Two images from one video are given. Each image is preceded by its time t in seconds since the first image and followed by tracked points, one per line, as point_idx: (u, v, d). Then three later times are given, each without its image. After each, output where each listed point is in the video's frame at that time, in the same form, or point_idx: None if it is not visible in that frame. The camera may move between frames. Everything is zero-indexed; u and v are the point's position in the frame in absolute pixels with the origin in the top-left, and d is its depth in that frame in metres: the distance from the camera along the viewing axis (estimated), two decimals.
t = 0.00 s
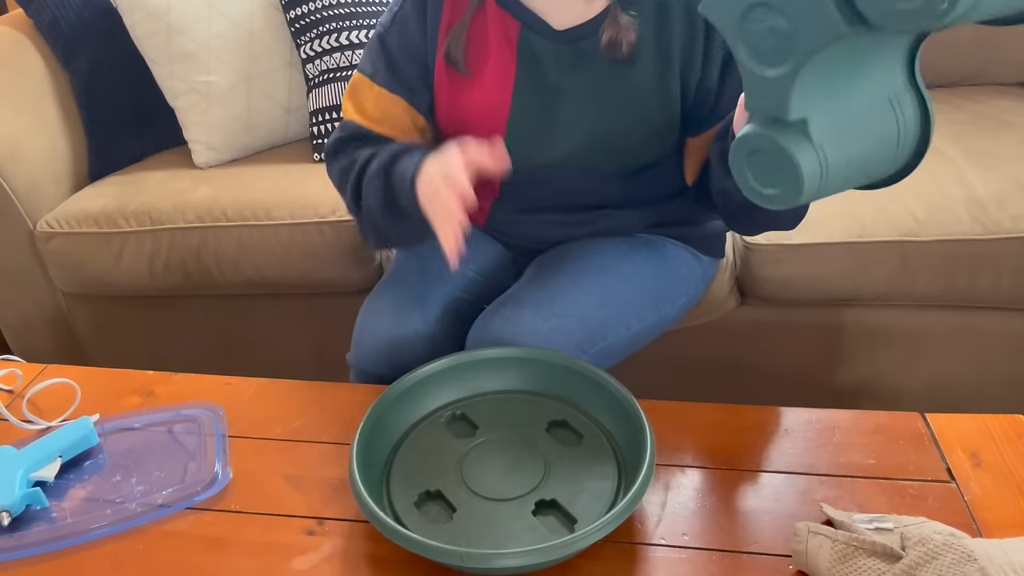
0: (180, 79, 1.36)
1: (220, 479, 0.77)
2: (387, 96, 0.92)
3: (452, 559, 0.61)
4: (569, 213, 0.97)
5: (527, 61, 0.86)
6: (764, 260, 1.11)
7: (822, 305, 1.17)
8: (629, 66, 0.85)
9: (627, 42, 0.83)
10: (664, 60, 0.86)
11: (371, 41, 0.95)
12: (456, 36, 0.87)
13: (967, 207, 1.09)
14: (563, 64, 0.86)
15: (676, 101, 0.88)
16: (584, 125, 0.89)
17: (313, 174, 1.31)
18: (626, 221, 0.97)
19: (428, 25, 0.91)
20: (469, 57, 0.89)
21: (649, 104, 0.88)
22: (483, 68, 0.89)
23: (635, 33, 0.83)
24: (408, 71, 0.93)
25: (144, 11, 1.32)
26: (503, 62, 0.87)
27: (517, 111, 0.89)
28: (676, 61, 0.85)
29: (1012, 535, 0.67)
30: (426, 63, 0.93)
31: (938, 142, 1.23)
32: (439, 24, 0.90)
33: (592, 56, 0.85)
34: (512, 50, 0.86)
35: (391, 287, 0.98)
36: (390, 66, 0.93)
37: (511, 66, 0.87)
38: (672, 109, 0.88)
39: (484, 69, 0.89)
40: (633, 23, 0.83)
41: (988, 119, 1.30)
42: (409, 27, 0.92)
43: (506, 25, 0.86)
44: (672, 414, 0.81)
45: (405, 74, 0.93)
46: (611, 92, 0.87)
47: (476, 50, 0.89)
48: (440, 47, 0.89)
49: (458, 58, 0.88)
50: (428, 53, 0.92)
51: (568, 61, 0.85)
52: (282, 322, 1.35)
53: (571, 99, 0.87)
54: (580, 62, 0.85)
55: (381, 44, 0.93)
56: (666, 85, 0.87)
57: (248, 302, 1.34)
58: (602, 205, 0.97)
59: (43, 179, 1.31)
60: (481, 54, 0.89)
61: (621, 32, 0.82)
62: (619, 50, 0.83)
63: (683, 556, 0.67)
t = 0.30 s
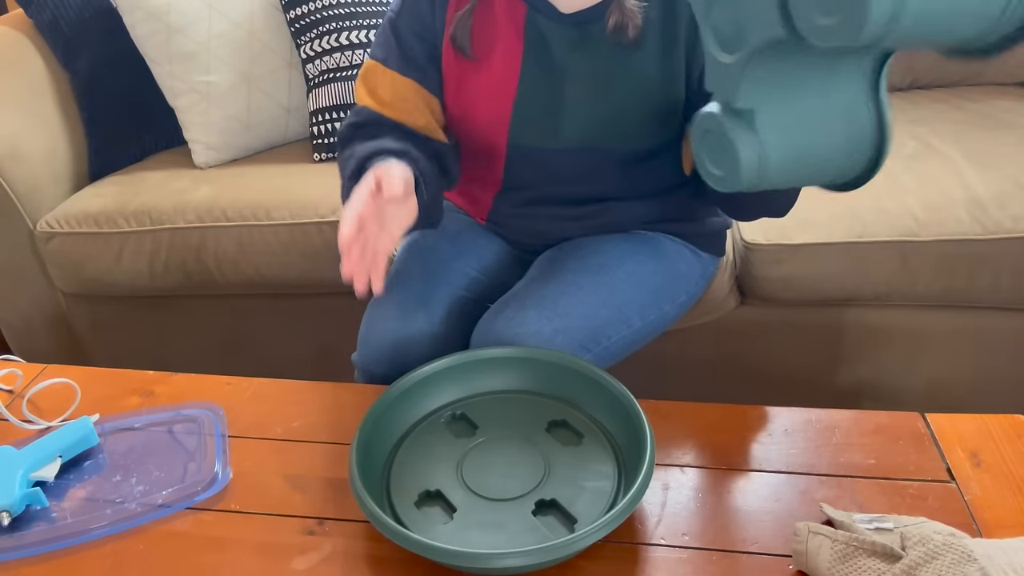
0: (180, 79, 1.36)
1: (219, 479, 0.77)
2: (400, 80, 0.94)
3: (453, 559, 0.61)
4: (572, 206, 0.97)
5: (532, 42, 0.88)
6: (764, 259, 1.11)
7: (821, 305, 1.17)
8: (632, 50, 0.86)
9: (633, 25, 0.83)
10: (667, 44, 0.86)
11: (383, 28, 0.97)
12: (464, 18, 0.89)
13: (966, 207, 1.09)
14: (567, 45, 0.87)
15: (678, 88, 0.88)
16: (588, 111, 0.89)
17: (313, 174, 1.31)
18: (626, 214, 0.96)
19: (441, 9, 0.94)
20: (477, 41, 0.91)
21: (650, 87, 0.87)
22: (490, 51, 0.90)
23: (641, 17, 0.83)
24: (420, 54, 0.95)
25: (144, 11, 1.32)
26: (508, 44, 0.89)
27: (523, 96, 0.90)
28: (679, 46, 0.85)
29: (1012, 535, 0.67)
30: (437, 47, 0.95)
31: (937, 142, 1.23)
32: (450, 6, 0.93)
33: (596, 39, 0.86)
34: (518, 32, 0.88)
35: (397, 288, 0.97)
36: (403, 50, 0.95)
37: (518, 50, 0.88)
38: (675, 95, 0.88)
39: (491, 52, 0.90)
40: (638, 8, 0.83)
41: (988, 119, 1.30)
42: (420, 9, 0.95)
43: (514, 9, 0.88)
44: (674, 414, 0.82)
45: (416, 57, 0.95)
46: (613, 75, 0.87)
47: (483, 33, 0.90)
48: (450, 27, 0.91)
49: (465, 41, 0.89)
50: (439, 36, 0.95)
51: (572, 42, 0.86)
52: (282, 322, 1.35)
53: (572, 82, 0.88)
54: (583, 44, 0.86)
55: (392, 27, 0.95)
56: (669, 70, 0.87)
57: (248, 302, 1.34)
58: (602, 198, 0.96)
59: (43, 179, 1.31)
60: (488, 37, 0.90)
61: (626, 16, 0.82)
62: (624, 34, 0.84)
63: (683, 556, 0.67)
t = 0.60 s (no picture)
0: (180, 79, 1.36)
1: (219, 479, 0.77)
2: (398, 87, 0.96)
3: (453, 559, 0.61)
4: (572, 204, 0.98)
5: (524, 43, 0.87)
6: (764, 259, 1.11)
7: (821, 305, 1.17)
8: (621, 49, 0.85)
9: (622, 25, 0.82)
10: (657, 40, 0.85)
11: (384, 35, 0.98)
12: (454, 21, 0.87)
13: (966, 207, 1.09)
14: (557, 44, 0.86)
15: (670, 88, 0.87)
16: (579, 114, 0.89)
17: (313, 175, 1.31)
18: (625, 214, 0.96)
19: (434, 11, 0.95)
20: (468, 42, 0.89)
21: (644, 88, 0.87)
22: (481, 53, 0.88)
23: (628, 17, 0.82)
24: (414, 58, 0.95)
25: (144, 11, 1.32)
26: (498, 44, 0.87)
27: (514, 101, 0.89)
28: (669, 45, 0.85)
29: (1012, 535, 0.67)
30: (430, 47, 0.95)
31: (937, 142, 1.23)
32: (440, 8, 0.93)
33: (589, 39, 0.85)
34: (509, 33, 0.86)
35: (390, 285, 0.99)
36: (398, 55, 0.96)
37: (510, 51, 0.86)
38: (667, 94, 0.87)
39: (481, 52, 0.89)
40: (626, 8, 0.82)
41: (987, 119, 1.30)
42: (416, 13, 0.96)
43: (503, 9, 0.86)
44: (672, 414, 0.82)
45: (410, 60, 0.95)
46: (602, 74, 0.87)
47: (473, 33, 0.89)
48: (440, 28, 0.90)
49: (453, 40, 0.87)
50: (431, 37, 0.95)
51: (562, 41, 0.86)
52: (282, 322, 1.35)
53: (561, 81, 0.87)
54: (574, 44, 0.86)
55: (391, 31, 0.97)
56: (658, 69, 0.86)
57: (249, 302, 1.34)
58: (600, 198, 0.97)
59: (43, 179, 1.31)
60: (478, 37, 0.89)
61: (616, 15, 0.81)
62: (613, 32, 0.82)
63: (682, 556, 0.67)
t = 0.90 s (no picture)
0: (180, 79, 1.36)
1: (219, 479, 0.77)
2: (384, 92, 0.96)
3: (453, 559, 0.61)
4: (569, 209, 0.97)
5: (511, 44, 0.89)
6: (764, 259, 1.11)
7: (821, 305, 1.17)
8: (609, 52, 0.87)
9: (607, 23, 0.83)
10: (643, 39, 0.87)
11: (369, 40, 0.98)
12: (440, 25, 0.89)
13: (966, 207, 1.09)
14: (546, 47, 0.87)
15: (659, 87, 0.89)
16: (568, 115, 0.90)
17: (313, 174, 1.31)
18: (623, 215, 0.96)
19: (419, 14, 0.95)
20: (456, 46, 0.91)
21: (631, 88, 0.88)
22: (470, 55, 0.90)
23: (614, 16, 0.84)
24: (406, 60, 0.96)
25: (144, 11, 1.32)
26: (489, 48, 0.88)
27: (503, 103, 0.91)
28: (655, 45, 0.87)
29: (1012, 535, 0.67)
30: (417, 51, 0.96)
31: (937, 142, 1.23)
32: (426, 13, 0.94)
33: (574, 39, 0.87)
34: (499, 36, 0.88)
35: (389, 287, 0.99)
36: (384, 58, 0.96)
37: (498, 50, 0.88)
38: (657, 91, 0.89)
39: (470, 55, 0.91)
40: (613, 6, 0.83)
41: (988, 119, 1.30)
42: (401, 17, 0.96)
43: (492, 14, 0.88)
44: (672, 414, 0.82)
45: (397, 65, 0.96)
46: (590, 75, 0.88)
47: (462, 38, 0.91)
48: (427, 32, 0.91)
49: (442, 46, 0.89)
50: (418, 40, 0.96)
51: (550, 43, 0.87)
52: (282, 322, 1.35)
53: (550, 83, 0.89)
54: (561, 46, 0.87)
55: (377, 37, 0.97)
56: (646, 68, 0.88)
57: (249, 302, 1.34)
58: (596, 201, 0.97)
59: (43, 179, 1.31)
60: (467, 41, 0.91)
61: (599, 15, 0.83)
62: (599, 31, 0.84)
63: (682, 556, 0.67)
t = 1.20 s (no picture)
0: (180, 79, 1.36)
1: (219, 479, 0.77)
2: (386, 95, 0.95)
3: (453, 558, 0.61)
4: (569, 211, 0.98)
5: (507, 45, 0.88)
6: (764, 259, 1.11)
7: (822, 305, 1.16)
8: (608, 51, 0.86)
9: (596, 24, 0.83)
10: (641, 37, 0.85)
11: (366, 42, 0.98)
12: (437, 27, 0.89)
13: (966, 207, 1.09)
14: (542, 47, 0.86)
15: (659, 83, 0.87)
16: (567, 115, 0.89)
17: (313, 175, 1.31)
18: (623, 216, 0.97)
19: (415, 15, 0.94)
20: (452, 46, 0.91)
21: (629, 87, 0.87)
22: (468, 55, 0.90)
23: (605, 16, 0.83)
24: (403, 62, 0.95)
25: (144, 11, 1.32)
26: (486, 49, 0.89)
27: (502, 105, 0.90)
28: (655, 41, 0.85)
29: (1012, 535, 0.67)
30: (415, 55, 0.95)
31: (937, 142, 1.23)
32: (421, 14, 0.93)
33: (569, 39, 0.85)
34: (494, 37, 0.88)
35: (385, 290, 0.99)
36: (383, 62, 0.95)
37: (495, 49, 0.88)
38: (657, 88, 0.88)
39: (466, 56, 0.90)
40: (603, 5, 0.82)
41: (988, 119, 1.30)
42: (397, 19, 0.95)
43: (487, 15, 0.88)
44: (672, 413, 0.82)
45: (397, 68, 0.95)
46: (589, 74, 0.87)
47: (457, 39, 0.90)
48: (424, 34, 0.91)
49: (439, 48, 0.89)
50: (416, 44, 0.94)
51: (548, 44, 0.86)
52: (283, 322, 1.35)
53: (549, 83, 0.88)
54: (559, 46, 0.86)
55: (374, 42, 0.96)
56: (646, 66, 0.86)
57: (249, 302, 1.34)
58: (596, 203, 0.97)
59: (43, 179, 1.31)
60: (462, 42, 0.90)
61: (588, 15, 0.82)
62: (590, 32, 0.83)
63: (682, 555, 0.67)
